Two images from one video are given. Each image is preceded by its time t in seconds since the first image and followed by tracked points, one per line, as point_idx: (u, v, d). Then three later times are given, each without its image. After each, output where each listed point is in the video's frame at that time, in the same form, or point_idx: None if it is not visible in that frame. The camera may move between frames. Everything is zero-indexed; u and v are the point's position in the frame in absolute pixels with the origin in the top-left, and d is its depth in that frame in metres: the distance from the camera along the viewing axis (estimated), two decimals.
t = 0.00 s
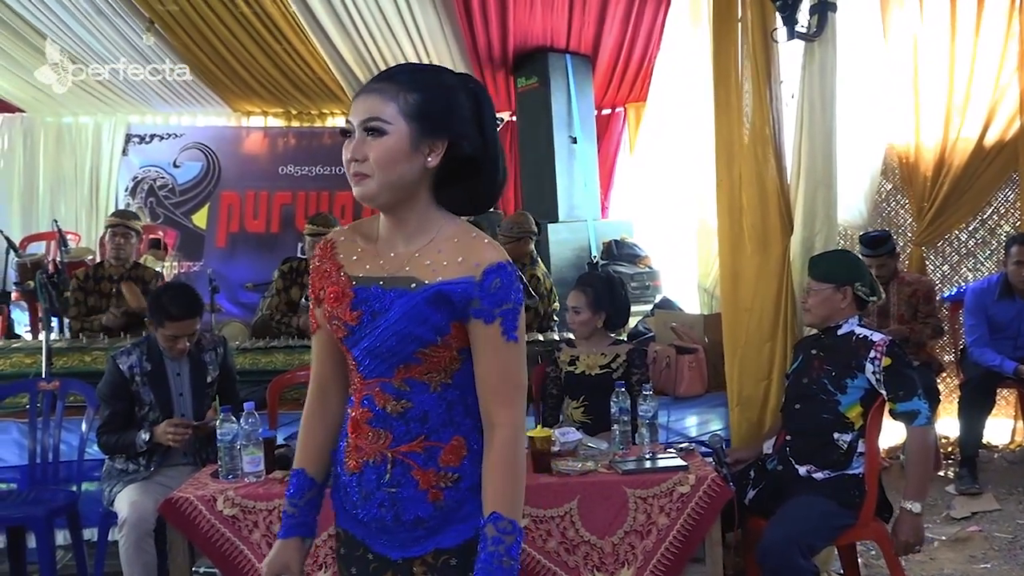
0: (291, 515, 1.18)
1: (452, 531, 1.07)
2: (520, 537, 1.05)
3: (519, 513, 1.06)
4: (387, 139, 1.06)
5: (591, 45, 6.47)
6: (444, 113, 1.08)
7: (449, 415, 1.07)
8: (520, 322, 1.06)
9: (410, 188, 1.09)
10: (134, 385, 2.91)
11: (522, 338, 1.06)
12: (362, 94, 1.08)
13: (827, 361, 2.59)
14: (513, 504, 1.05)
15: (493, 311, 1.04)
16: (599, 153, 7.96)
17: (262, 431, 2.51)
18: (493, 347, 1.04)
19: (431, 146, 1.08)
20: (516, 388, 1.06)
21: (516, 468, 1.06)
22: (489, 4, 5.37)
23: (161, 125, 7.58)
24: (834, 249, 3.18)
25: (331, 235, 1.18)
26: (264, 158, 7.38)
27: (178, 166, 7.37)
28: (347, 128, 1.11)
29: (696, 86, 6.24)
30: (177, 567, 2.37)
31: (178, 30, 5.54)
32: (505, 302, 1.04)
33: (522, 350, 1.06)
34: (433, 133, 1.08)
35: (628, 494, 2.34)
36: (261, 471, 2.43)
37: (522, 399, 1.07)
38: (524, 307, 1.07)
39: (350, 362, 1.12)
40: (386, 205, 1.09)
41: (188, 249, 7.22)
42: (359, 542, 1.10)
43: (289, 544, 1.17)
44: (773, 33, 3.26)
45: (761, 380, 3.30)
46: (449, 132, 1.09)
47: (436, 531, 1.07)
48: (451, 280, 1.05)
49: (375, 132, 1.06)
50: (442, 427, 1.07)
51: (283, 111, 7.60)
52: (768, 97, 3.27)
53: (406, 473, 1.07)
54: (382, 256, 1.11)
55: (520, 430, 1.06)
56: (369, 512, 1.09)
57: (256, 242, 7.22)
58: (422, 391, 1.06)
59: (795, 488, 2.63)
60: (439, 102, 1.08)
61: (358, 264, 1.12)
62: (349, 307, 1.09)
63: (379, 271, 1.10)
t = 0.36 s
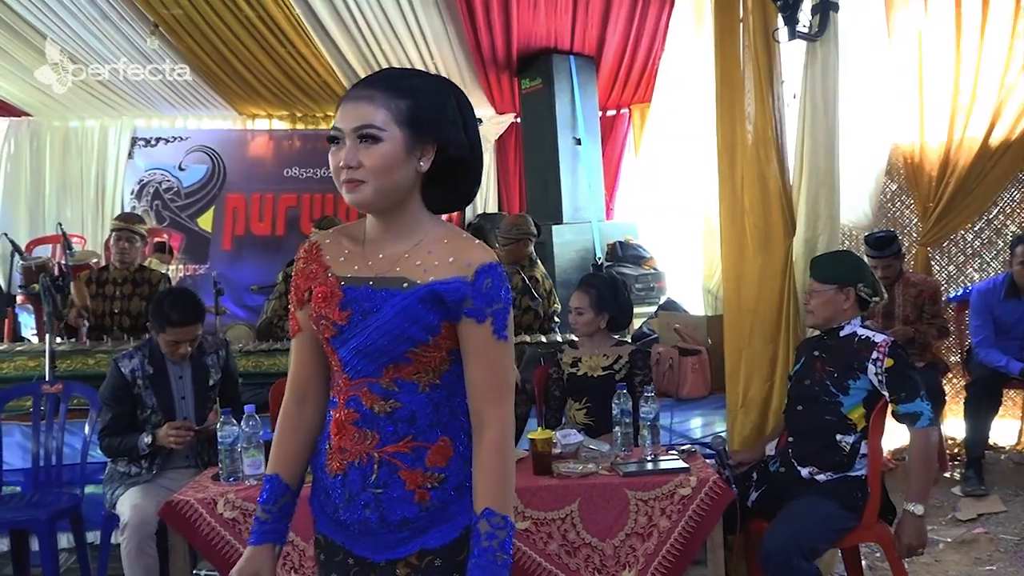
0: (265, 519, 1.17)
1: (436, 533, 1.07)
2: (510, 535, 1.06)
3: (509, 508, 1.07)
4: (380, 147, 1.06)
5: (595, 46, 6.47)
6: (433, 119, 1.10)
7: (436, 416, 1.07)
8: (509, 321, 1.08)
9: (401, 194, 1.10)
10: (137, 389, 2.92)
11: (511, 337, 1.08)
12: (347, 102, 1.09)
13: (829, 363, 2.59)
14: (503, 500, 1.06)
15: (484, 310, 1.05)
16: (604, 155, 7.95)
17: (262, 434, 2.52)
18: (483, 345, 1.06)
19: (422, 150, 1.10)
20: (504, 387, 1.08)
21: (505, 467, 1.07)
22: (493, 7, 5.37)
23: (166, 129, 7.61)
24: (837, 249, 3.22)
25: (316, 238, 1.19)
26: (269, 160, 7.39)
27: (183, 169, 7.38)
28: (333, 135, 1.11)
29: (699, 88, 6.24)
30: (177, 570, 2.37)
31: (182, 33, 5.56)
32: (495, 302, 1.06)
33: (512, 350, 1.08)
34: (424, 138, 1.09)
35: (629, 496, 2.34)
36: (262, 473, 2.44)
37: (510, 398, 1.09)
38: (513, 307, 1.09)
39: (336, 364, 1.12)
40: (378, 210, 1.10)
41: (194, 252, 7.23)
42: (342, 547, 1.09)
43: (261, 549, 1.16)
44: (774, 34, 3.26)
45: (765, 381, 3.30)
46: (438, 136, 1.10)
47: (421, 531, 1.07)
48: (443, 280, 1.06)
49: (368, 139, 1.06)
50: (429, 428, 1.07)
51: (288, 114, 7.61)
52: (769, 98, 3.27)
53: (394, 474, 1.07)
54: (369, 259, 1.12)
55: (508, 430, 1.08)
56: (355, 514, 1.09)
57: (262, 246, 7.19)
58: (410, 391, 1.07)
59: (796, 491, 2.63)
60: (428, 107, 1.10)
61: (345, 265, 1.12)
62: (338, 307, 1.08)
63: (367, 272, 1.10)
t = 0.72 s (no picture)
0: (258, 530, 1.17)
1: (434, 532, 1.08)
2: (506, 528, 1.07)
3: (504, 501, 1.08)
4: (366, 144, 1.08)
5: (598, 48, 6.47)
6: (419, 122, 1.12)
7: (426, 416, 1.08)
8: (494, 316, 1.09)
9: (384, 193, 1.11)
10: (138, 393, 2.93)
11: (496, 333, 1.09)
12: (334, 97, 1.10)
13: (830, 365, 2.60)
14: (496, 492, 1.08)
15: (470, 307, 1.07)
16: (609, 158, 7.95)
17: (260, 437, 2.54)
18: (470, 342, 1.07)
19: (406, 152, 1.12)
20: (490, 383, 1.09)
21: (497, 461, 1.08)
22: (496, 9, 5.37)
23: (171, 133, 7.64)
24: (838, 251, 3.26)
25: (292, 245, 1.19)
26: (274, 164, 7.40)
27: (189, 173, 7.40)
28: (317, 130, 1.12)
29: (703, 90, 6.24)
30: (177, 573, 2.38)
31: (187, 37, 5.57)
32: (480, 298, 1.08)
33: (497, 344, 1.09)
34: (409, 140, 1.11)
35: (627, 498, 2.35)
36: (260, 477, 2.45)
37: (497, 391, 1.10)
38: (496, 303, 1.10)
39: (322, 368, 1.12)
40: (358, 206, 1.11)
41: (198, 256, 7.26)
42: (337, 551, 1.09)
43: (256, 561, 1.16)
44: (775, 35, 3.25)
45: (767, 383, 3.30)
46: (422, 139, 1.13)
47: (419, 531, 1.08)
48: (428, 279, 1.07)
49: (355, 135, 1.08)
50: (420, 428, 1.08)
51: (292, 117, 7.62)
52: (770, 100, 3.26)
53: (389, 476, 1.07)
54: (350, 262, 1.12)
55: (498, 424, 1.09)
56: (350, 518, 1.09)
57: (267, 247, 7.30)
58: (401, 392, 1.07)
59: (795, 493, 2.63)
60: (414, 110, 1.12)
61: (326, 271, 1.12)
62: (322, 313, 1.09)
63: (349, 275, 1.11)
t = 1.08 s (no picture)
0: (251, 535, 1.17)
1: (431, 530, 1.08)
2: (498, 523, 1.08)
3: (496, 496, 1.08)
4: (356, 145, 1.09)
5: (602, 48, 6.47)
6: (406, 124, 1.14)
7: (419, 414, 1.09)
8: (481, 311, 1.09)
9: (372, 195, 1.12)
10: (138, 395, 2.94)
11: (483, 328, 1.10)
12: (321, 99, 1.11)
13: (831, 366, 2.60)
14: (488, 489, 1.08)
15: (457, 303, 1.07)
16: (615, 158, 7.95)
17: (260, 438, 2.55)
18: (458, 338, 1.08)
19: (393, 154, 1.13)
20: (479, 378, 1.09)
21: (487, 457, 1.09)
22: (499, 10, 5.38)
23: (176, 135, 7.66)
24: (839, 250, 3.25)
25: (278, 250, 1.20)
26: (279, 165, 7.41)
27: (194, 174, 7.42)
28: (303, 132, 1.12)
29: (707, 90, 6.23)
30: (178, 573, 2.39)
31: (190, 40, 5.59)
32: (467, 294, 1.08)
33: (485, 340, 1.10)
34: (397, 142, 1.12)
35: (625, 498, 2.36)
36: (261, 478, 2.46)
37: (486, 385, 1.10)
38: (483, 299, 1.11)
39: (312, 370, 1.13)
40: (347, 207, 1.11)
41: (202, 258, 7.27)
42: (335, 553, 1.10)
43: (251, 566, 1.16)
44: (776, 35, 3.23)
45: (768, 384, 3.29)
46: (409, 141, 1.14)
47: (416, 530, 1.08)
48: (415, 277, 1.07)
49: (344, 136, 1.08)
50: (413, 427, 1.08)
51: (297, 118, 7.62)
52: (772, 100, 3.25)
53: (384, 475, 1.08)
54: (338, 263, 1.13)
55: (488, 420, 1.10)
56: (347, 519, 1.10)
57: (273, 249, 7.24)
58: (392, 392, 1.08)
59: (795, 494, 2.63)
60: (402, 113, 1.13)
61: (313, 273, 1.13)
62: (310, 315, 1.09)
63: (336, 276, 1.11)
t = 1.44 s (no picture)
0: (252, 537, 1.18)
1: (431, 533, 1.08)
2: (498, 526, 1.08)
3: (496, 498, 1.08)
4: (353, 145, 1.09)
5: (608, 47, 6.46)
6: (402, 120, 1.14)
7: (421, 415, 1.09)
8: (484, 312, 1.10)
9: (372, 194, 1.12)
10: (142, 397, 2.94)
11: (486, 329, 1.10)
12: (314, 101, 1.12)
13: (835, 365, 2.59)
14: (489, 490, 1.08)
15: (459, 303, 1.07)
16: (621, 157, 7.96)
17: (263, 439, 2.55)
18: (461, 339, 1.08)
19: (391, 151, 1.13)
20: (482, 379, 1.09)
21: (489, 460, 1.09)
22: (504, 9, 5.38)
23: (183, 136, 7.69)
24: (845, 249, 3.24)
25: (281, 251, 1.21)
26: (287, 166, 7.43)
27: (201, 176, 7.44)
28: (300, 136, 1.12)
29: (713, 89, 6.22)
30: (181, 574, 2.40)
31: (196, 42, 5.61)
32: (470, 295, 1.08)
33: (488, 340, 1.10)
34: (393, 139, 1.13)
35: (628, 499, 2.36)
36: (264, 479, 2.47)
37: (488, 387, 1.11)
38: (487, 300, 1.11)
39: (315, 370, 1.13)
40: (350, 208, 1.11)
41: (208, 260, 7.30)
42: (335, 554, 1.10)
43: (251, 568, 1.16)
44: (780, 33, 3.22)
45: (773, 384, 3.30)
46: (406, 137, 1.14)
47: (416, 532, 1.08)
48: (418, 277, 1.08)
49: (340, 137, 1.09)
50: (415, 427, 1.08)
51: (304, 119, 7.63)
52: (775, 99, 3.25)
53: (385, 476, 1.08)
54: (341, 263, 1.13)
55: (489, 422, 1.10)
56: (348, 519, 1.10)
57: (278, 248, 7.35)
58: (394, 391, 1.08)
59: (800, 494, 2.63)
60: (397, 109, 1.14)
61: (317, 273, 1.13)
62: (313, 314, 1.10)
63: (338, 276, 1.12)
